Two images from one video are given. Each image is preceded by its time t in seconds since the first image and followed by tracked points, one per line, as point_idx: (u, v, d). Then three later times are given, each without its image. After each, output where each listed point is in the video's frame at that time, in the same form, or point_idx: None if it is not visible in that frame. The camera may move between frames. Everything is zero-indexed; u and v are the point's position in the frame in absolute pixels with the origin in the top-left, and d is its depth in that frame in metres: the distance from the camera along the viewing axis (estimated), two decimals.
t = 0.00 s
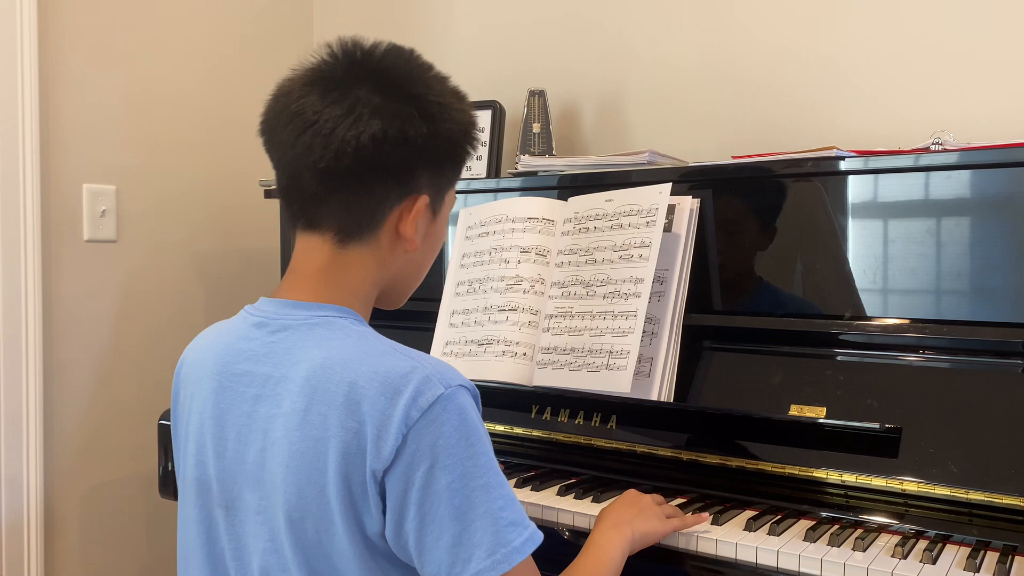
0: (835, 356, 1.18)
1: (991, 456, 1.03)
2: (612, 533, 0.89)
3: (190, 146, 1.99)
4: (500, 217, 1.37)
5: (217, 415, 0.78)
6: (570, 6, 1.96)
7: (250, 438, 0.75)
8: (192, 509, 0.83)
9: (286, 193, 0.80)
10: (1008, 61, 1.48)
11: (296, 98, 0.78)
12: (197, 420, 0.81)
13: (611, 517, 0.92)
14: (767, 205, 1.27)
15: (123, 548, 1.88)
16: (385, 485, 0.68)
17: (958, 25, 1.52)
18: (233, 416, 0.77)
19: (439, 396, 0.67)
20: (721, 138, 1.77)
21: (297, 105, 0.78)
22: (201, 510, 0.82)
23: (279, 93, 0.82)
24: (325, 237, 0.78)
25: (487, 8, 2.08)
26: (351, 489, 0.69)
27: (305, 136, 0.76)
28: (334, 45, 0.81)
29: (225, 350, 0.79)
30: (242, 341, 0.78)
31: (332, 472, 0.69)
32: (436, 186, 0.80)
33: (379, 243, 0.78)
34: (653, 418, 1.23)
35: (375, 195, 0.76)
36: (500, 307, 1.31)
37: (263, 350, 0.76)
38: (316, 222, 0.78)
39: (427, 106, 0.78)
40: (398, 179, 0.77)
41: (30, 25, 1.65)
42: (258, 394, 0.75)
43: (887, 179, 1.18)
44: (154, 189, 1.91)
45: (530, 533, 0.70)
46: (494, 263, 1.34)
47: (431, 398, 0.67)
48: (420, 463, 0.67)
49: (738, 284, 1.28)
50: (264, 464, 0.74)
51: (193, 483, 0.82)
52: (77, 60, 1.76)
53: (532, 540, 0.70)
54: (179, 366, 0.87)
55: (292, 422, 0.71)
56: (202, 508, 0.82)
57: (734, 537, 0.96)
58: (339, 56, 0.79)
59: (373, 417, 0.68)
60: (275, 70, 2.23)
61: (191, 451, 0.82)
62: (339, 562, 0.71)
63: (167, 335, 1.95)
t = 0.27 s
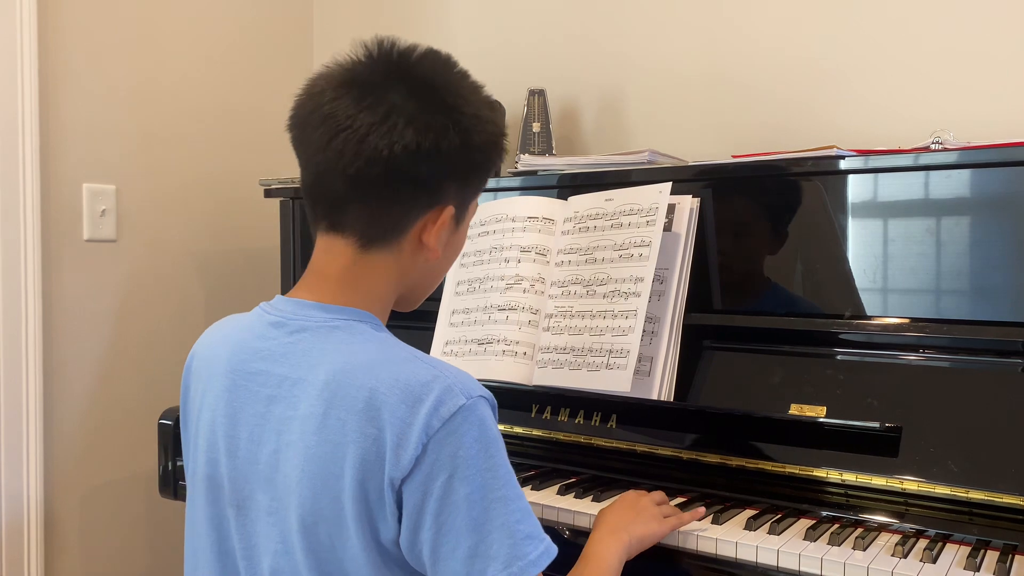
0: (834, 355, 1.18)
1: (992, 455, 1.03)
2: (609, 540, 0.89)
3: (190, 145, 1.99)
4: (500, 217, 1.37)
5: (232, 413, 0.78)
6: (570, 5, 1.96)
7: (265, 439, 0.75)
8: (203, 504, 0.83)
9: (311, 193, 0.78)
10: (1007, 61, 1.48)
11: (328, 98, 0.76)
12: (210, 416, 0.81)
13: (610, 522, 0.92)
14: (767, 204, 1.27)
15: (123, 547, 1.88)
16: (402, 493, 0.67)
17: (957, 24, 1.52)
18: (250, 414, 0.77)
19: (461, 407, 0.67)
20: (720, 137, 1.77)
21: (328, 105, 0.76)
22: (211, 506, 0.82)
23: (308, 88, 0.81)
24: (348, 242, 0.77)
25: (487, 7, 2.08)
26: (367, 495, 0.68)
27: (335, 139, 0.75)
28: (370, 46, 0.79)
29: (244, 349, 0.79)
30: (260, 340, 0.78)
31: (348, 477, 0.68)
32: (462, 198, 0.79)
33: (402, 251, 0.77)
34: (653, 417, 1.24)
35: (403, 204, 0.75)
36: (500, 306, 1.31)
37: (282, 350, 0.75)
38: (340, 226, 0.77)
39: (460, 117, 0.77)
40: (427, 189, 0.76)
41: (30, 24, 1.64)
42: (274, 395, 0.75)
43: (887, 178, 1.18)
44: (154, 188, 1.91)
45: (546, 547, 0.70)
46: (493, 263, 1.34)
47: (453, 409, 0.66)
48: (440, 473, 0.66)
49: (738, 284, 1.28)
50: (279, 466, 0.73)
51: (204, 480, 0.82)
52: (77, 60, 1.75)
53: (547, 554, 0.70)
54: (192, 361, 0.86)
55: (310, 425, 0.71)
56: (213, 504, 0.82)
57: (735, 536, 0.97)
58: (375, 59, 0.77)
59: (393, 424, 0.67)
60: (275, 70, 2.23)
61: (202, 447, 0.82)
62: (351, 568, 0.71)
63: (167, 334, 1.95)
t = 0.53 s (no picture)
0: (834, 355, 1.18)
1: (992, 455, 1.03)
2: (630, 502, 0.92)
3: (190, 145, 1.99)
4: (500, 216, 1.37)
5: (238, 421, 0.78)
6: (570, 5, 1.96)
7: (274, 447, 0.75)
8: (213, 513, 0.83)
9: (305, 194, 0.77)
10: (1008, 61, 1.48)
11: (318, 96, 0.74)
12: (217, 424, 0.81)
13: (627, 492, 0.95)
14: (767, 204, 1.27)
15: (124, 547, 1.88)
16: (413, 498, 0.67)
17: (957, 25, 1.52)
18: (257, 422, 0.77)
19: (467, 408, 0.66)
20: (720, 137, 1.77)
21: (319, 103, 0.74)
22: (221, 513, 0.82)
23: (291, 84, 0.78)
24: (347, 243, 0.76)
25: (487, 7, 2.08)
26: (378, 501, 0.68)
27: (330, 140, 0.73)
28: (354, 36, 0.77)
29: (248, 358, 0.78)
30: (264, 348, 0.78)
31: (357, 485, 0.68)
32: (458, 186, 0.79)
33: (400, 247, 0.77)
34: (653, 417, 1.23)
35: (402, 201, 0.74)
36: (500, 306, 1.31)
37: (287, 358, 0.75)
38: (338, 228, 0.76)
39: (454, 106, 0.75)
40: (424, 184, 0.75)
41: (30, 24, 1.64)
42: (279, 403, 0.75)
43: (887, 178, 1.18)
44: (154, 188, 1.91)
45: (562, 538, 0.69)
46: (493, 263, 1.34)
47: (459, 411, 0.66)
48: (450, 476, 0.66)
49: (738, 284, 1.28)
50: (288, 474, 0.73)
51: (213, 488, 0.82)
52: (77, 60, 1.75)
53: (564, 545, 0.69)
54: (195, 369, 0.87)
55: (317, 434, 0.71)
56: (223, 512, 0.82)
57: (734, 536, 0.97)
58: (363, 52, 0.75)
59: (400, 430, 0.66)
60: (275, 70, 2.23)
61: (210, 455, 0.82)
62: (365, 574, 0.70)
63: (167, 334, 1.95)
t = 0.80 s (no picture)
0: (834, 355, 1.18)
1: (992, 455, 1.03)
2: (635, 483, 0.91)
3: (189, 145, 1.99)
4: (499, 216, 1.37)
5: (247, 419, 0.78)
6: (570, 5, 1.96)
7: (285, 442, 0.75)
8: (221, 514, 0.82)
9: (292, 198, 0.77)
10: (1007, 61, 1.48)
11: (294, 99, 0.74)
12: (225, 423, 0.81)
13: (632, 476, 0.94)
14: (767, 203, 1.27)
15: (124, 547, 1.88)
16: (430, 481, 0.67)
17: (957, 24, 1.52)
18: (266, 419, 0.76)
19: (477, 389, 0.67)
20: (721, 137, 1.77)
21: (295, 104, 0.73)
22: (231, 513, 0.82)
23: (257, 90, 0.78)
24: (343, 237, 0.76)
25: (487, 6, 2.08)
26: (395, 486, 0.68)
27: (316, 142, 0.73)
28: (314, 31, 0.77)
29: (254, 355, 0.78)
30: (269, 345, 0.78)
31: (374, 472, 0.69)
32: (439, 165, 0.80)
33: (397, 235, 0.78)
34: (653, 416, 1.23)
35: (391, 190, 0.75)
36: (500, 305, 1.31)
37: (293, 353, 0.75)
38: (334, 227, 0.76)
39: (427, 87, 0.76)
40: (410, 169, 0.75)
41: (30, 24, 1.65)
42: (288, 398, 0.75)
43: (887, 178, 1.18)
44: (154, 188, 1.91)
45: (577, 513, 0.70)
46: (493, 263, 1.34)
47: (470, 392, 0.66)
48: (464, 457, 0.66)
49: (738, 283, 1.28)
50: (300, 467, 0.73)
51: (221, 488, 0.82)
52: (77, 60, 1.75)
53: (581, 520, 0.69)
54: (199, 370, 0.86)
55: (329, 425, 0.71)
56: (233, 511, 0.81)
57: (734, 535, 0.97)
58: (329, 46, 0.75)
59: (414, 415, 0.67)
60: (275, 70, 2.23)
61: (218, 457, 0.82)
62: (384, 561, 0.70)
63: (167, 334, 1.95)
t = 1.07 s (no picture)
0: (834, 355, 1.18)
1: (992, 454, 1.03)
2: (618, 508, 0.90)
3: (189, 145, 1.99)
4: (499, 216, 1.37)
5: (242, 417, 0.79)
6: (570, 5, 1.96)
7: (279, 435, 0.76)
8: (215, 514, 0.83)
9: (281, 199, 0.79)
10: (1008, 61, 1.48)
11: (279, 103, 0.76)
12: (220, 420, 0.81)
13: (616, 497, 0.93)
14: (767, 203, 1.27)
15: (124, 547, 1.88)
16: (422, 467, 0.69)
17: (958, 25, 1.52)
18: (259, 415, 0.78)
19: (468, 376, 0.69)
20: (721, 136, 1.77)
21: (281, 107, 0.76)
22: (225, 512, 0.82)
23: (243, 100, 0.80)
24: (334, 233, 0.78)
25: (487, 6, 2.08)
26: (388, 472, 0.70)
27: (304, 140, 0.75)
28: (294, 40, 0.80)
29: (249, 350, 0.80)
30: (264, 340, 0.79)
31: (369, 459, 0.71)
32: (421, 162, 0.82)
33: (386, 230, 0.80)
34: (653, 416, 1.23)
35: (378, 185, 0.77)
36: (500, 305, 1.31)
37: (288, 346, 0.77)
38: (325, 224, 0.78)
39: (405, 86, 0.79)
40: (396, 164, 0.78)
41: (30, 24, 1.64)
42: (284, 391, 0.76)
43: (887, 177, 1.18)
44: (154, 188, 1.91)
45: (564, 501, 0.71)
46: (493, 262, 1.34)
47: (461, 378, 0.69)
48: (454, 443, 0.68)
49: (739, 284, 1.28)
50: (295, 459, 0.75)
51: (215, 486, 0.82)
52: (76, 60, 1.75)
53: (567, 508, 0.71)
54: (195, 373, 0.87)
55: (324, 414, 0.72)
56: (227, 509, 0.82)
57: (734, 535, 0.97)
58: (309, 52, 0.78)
59: (407, 401, 0.69)
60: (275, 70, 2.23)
61: (212, 456, 0.82)
62: (379, 546, 0.72)
63: (167, 334, 1.95)
